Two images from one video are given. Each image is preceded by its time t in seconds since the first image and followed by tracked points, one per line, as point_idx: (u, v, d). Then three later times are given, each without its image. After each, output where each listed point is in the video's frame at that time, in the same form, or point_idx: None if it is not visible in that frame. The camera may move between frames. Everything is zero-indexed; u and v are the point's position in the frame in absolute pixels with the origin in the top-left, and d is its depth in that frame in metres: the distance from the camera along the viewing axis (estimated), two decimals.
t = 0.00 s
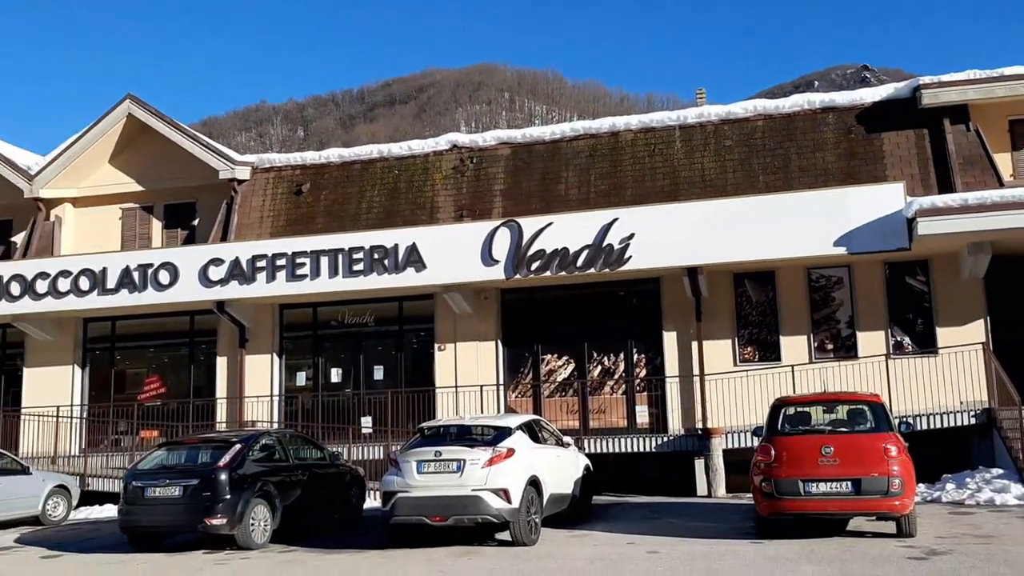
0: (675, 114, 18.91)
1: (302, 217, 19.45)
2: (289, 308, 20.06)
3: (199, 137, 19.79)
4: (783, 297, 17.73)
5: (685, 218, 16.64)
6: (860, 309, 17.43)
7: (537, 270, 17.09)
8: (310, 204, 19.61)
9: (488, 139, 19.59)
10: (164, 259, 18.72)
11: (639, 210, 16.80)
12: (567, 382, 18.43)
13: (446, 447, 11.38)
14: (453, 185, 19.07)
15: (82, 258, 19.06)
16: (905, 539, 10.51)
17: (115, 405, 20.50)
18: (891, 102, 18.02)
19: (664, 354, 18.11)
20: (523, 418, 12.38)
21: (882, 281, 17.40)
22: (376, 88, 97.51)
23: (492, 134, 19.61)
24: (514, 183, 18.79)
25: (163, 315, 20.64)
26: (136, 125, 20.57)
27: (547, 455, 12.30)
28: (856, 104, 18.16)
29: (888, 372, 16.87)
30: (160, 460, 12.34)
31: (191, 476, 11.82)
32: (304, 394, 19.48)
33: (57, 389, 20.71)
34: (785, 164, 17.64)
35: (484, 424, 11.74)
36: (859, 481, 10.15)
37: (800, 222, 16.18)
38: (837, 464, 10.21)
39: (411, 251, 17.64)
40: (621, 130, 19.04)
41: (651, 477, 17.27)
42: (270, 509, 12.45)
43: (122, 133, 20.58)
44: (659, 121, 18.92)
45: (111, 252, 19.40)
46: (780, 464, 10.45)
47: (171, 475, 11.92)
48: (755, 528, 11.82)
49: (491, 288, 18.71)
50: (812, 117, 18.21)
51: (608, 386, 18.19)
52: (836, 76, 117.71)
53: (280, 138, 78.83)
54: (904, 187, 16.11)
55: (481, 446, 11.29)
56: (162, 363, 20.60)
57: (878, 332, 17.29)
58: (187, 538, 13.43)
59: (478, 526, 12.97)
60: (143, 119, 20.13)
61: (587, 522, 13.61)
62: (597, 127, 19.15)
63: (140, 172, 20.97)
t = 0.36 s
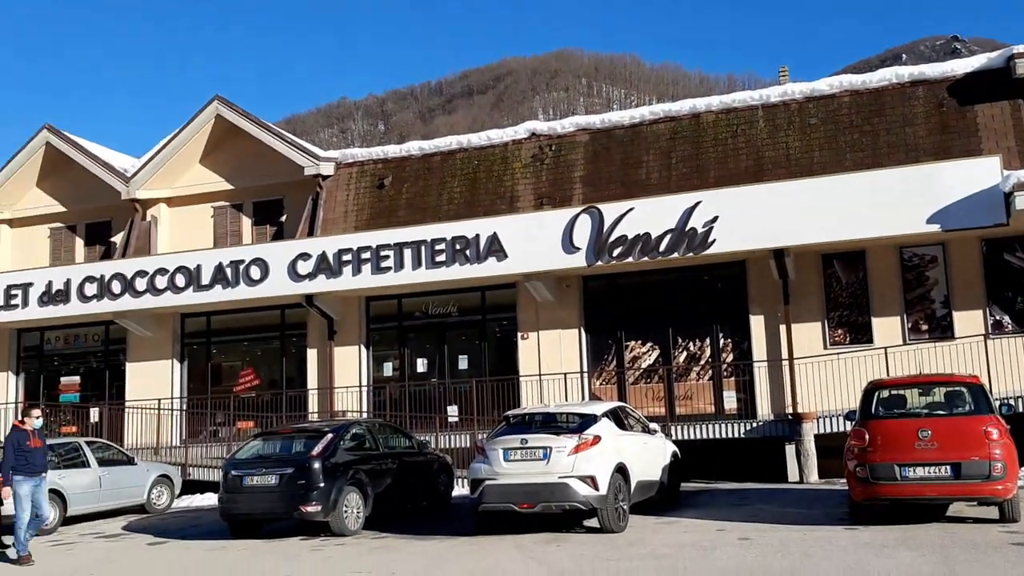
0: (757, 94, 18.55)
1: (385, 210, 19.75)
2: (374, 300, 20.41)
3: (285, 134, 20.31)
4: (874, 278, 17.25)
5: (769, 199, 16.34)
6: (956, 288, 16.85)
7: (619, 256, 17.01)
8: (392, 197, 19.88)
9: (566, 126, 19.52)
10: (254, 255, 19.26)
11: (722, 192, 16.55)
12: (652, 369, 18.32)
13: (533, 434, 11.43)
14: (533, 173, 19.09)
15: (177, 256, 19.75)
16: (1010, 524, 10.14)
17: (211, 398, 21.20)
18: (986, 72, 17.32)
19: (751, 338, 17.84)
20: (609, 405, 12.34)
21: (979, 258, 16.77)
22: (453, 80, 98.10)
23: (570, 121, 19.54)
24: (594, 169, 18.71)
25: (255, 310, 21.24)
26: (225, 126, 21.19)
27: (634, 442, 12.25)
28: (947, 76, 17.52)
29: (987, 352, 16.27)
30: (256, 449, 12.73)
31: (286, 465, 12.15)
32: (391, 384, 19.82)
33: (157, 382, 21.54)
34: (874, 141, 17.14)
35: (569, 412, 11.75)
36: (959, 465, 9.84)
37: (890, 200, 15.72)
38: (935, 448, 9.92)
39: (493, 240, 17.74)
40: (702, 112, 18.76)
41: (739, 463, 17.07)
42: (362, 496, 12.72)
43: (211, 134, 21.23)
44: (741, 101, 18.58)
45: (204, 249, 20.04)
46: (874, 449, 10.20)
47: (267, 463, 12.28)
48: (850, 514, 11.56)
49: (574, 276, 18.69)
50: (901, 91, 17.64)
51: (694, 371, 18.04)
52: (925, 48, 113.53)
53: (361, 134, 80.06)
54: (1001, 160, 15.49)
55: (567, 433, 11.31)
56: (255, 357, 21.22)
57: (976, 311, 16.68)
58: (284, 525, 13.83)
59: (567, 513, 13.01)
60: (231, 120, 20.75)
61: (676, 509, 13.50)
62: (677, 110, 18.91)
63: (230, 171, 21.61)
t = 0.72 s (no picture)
0: (872, 68, 17.88)
1: (492, 197, 19.94)
2: (482, 287, 20.64)
3: (394, 127, 20.77)
4: (1002, 256, 16.45)
5: (887, 177, 15.76)
6: None
7: (730, 239, 16.73)
8: (499, 184, 20.03)
9: (673, 108, 19.25)
10: (367, 245, 19.75)
11: (838, 170, 16.05)
12: (765, 353, 17.97)
13: (643, 420, 11.38)
14: (640, 156, 18.93)
15: (294, 248, 20.42)
16: None
17: (328, 384, 21.88)
18: None
19: (870, 321, 17.31)
20: (722, 391, 12.18)
21: None
22: (556, 66, 97.89)
23: (677, 102, 19.26)
24: (702, 151, 18.42)
25: (367, 298, 21.80)
26: (336, 120, 21.79)
27: (748, 428, 12.07)
28: None
29: None
30: (373, 434, 13.10)
31: (401, 449, 12.47)
32: (500, 370, 20.05)
33: (277, 369, 22.37)
34: (1000, 113, 16.31)
35: (680, 398, 11.64)
36: None
37: (1019, 175, 14.97)
38: None
39: (599, 225, 17.70)
40: (815, 88, 18.20)
41: (858, 449, 16.59)
42: (475, 481, 12.94)
43: (324, 128, 21.85)
44: (855, 76, 17.94)
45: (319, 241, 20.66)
46: (1003, 436, 9.76)
47: (384, 448, 12.62)
48: (978, 504, 11.11)
49: (683, 260, 18.46)
50: None
51: (809, 355, 17.59)
52: None
53: (466, 123, 80.85)
54: None
55: (679, 419, 11.21)
56: (369, 344, 21.78)
57: None
58: (400, 507, 14.19)
59: (680, 499, 12.93)
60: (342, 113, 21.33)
61: (792, 496, 13.25)
62: (789, 87, 18.40)
63: (341, 164, 22.20)
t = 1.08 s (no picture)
0: (959, 39, 17.21)
1: (566, 180, 19.87)
2: (556, 270, 20.62)
3: (469, 112, 20.90)
4: None
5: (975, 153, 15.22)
6: None
7: (810, 219, 16.38)
8: (573, 167, 19.95)
9: (750, 85, 18.84)
10: (442, 230, 19.91)
11: (923, 146, 15.55)
12: (847, 334, 17.57)
13: (722, 403, 11.27)
14: (716, 135, 18.64)
15: (371, 234, 20.72)
16: None
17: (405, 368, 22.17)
18: None
19: (958, 301, 16.79)
20: (802, 373, 11.96)
21: None
22: (629, 45, 96.80)
23: (754, 79, 18.85)
24: (780, 129, 18.04)
25: (443, 283, 21.99)
26: (410, 106, 21.99)
27: (830, 411, 11.83)
28: None
29: None
30: (450, 416, 13.25)
31: (478, 432, 12.58)
32: (575, 353, 20.04)
33: (356, 353, 22.77)
34: None
35: (760, 380, 11.47)
36: None
37: None
38: None
39: (675, 206, 17.51)
40: (898, 62, 17.61)
41: (945, 433, 16.13)
42: (552, 463, 12.98)
43: (398, 114, 22.07)
44: (942, 48, 17.29)
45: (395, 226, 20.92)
46: None
47: (461, 430, 12.75)
48: None
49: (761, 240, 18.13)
50: None
51: (894, 337, 17.12)
52: None
53: (539, 106, 80.68)
54: None
55: (759, 402, 11.05)
56: (445, 328, 22.00)
57: None
58: (478, 489, 14.33)
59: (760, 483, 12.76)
60: (416, 99, 21.51)
61: (877, 481, 12.95)
62: (871, 61, 17.84)
63: (416, 150, 22.43)
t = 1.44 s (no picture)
0: (1003, 18, 16.83)
1: (601, 164, 19.78)
2: (591, 255, 20.57)
3: (502, 96, 20.85)
4: None
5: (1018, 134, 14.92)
6: None
7: (848, 202, 16.18)
8: (608, 150, 19.84)
9: (788, 67, 18.59)
10: (477, 215, 19.93)
11: (964, 127, 15.27)
12: (886, 319, 17.34)
13: (760, 388, 11.18)
14: (753, 118, 18.45)
15: (406, 219, 20.79)
16: None
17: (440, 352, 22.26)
18: None
19: (999, 285, 16.51)
20: (841, 357, 11.84)
21: None
22: (663, 27, 95.91)
23: (792, 61, 18.59)
24: (818, 111, 17.79)
25: (477, 267, 22.03)
26: (444, 91, 21.98)
27: (869, 396, 11.70)
28: None
29: None
30: (486, 400, 13.29)
31: (513, 416, 12.62)
32: (609, 338, 20.00)
33: (392, 338, 22.92)
34: None
35: (797, 365, 11.37)
36: None
37: None
38: None
39: (711, 189, 17.37)
40: (939, 42, 17.27)
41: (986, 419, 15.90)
42: (587, 448, 12.99)
43: (432, 99, 22.08)
44: (984, 27, 16.93)
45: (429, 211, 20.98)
46: None
47: (496, 415, 12.79)
48: None
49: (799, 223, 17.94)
50: None
51: (934, 321, 16.86)
52: None
53: (573, 90, 80.31)
54: None
55: (797, 387, 10.96)
56: (479, 313, 22.05)
57: None
58: (513, 473, 14.39)
59: (798, 469, 12.68)
60: (450, 84, 21.50)
61: (916, 466, 12.82)
62: (911, 41, 17.53)
63: (450, 135, 22.45)
